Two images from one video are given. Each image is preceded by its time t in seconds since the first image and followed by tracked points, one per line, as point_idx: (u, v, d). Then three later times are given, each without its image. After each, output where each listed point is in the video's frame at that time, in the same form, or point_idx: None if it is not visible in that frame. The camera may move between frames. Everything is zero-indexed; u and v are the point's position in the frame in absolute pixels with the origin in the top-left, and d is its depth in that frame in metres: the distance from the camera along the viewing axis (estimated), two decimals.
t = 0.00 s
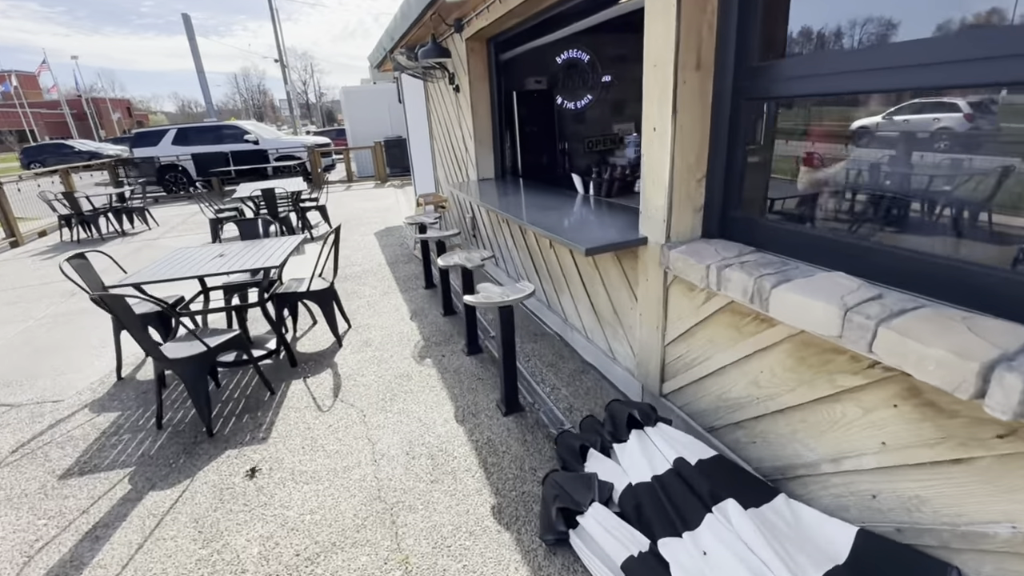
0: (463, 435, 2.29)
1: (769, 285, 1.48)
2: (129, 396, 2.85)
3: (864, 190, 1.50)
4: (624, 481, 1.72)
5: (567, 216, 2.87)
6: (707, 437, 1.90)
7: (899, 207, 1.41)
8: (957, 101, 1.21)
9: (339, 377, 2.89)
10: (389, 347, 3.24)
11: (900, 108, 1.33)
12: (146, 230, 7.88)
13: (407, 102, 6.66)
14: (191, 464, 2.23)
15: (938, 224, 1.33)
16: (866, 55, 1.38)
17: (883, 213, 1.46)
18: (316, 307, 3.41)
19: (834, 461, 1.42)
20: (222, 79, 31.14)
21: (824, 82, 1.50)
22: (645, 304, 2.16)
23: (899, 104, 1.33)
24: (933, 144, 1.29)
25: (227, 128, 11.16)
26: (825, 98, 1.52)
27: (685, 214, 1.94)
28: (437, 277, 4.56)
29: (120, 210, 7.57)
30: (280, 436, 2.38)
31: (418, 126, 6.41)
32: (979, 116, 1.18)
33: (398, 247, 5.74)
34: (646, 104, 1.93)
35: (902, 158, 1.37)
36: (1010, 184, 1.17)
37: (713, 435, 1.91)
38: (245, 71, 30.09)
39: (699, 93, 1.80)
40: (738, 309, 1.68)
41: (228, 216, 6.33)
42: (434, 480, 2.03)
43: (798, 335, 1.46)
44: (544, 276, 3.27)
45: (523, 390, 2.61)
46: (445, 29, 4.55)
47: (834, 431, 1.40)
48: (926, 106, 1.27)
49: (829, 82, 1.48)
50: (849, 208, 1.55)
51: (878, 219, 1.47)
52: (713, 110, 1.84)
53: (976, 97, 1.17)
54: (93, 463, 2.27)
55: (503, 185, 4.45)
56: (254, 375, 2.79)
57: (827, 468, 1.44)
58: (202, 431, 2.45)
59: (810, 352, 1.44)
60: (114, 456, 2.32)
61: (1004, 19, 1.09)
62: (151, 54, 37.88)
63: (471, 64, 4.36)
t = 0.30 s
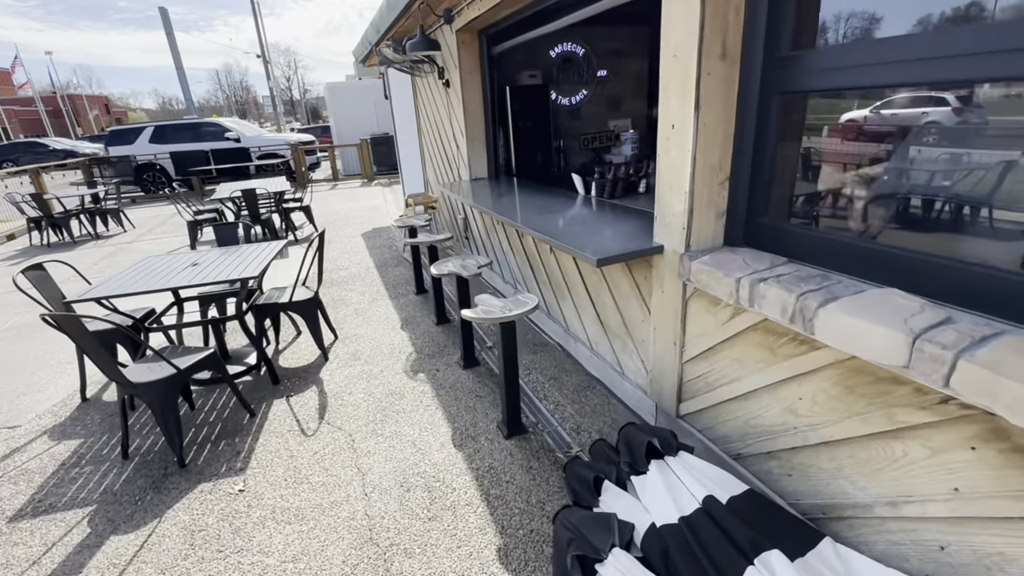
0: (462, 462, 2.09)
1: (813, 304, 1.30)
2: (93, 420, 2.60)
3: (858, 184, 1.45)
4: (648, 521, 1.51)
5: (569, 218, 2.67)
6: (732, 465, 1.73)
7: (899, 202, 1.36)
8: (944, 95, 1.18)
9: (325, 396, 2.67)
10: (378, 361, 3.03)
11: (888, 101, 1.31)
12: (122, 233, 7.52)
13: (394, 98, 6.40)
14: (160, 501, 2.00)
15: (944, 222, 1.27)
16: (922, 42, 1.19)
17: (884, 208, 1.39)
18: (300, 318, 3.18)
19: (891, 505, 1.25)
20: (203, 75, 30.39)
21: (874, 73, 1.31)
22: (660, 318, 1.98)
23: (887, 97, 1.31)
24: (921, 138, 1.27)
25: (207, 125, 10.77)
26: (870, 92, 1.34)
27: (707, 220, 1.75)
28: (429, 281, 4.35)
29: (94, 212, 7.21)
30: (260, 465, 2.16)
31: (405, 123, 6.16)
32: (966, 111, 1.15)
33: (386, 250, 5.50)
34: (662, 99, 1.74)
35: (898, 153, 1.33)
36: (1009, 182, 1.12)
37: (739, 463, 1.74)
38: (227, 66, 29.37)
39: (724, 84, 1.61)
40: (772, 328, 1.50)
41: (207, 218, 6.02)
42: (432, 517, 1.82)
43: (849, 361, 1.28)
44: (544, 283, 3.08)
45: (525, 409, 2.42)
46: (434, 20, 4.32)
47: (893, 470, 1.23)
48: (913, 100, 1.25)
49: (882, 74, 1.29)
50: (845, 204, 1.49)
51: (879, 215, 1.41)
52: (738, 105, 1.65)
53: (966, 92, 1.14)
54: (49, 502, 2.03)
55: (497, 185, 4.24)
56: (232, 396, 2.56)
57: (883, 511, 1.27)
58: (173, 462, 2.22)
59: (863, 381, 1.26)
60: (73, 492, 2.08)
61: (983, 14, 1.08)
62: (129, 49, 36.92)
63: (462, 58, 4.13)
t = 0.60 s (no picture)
0: (472, 490, 1.90)
1: (888, 321, 1.13)
2: (57, 449, 2.34)
3: (863, 178, 1.43)
4: (693, 564, 1.32)
5: (579, 218, 2.48)
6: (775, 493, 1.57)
7: (898, 194, 1.36)
8: (928, 86, 1.21)
9: (316, 415, 2.46)
10: (373, 373, 2.82)
11: (875, 94, 1.32)
12: (94, 235, 7.13)
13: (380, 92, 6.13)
14: (132, 544, 1.77)
15: (946, 219, 1.27)
16: (976, 23, 1.08)
17: (884, 202, 1.39)
18: (287, 328, 2.95)
19: (980, 550, 1.09)
20: (179, 71, 29.50)
21: (927, 58, 1.18)
22: (689, 328, 1.81)
23: (872, 90, 1.32)
24: (908, 129, 1.30)
25: (184, 122, 10.34)
26: (948, 77, 1.16)
27: (745, 223, 1.58)
28: (423, 285, 4.14)
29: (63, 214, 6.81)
30: (246, 498, 1.94)
31: (393, 119, 5.90)
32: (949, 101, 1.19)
33: (376, 252, 5.26)
34: (694, 88, 1.57)
35: (897, 146, 1.34)
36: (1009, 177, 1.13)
37: (782, 490, 1.58)
38: (204, 61, 28.55)
39: (769, 74, 1.44)
40: (828, 345, 1.33)
41: (184, 220, 5.71)
42: (442, 557, 1.63)
43: (931, 385, 1.11)
44: (549, 287, 2.90)
45: (537, 426, 2.24)
46: (425, 8, 4.09)
47: (985, 512, 1.07)
48: (899, 92, 1.27)
49: (969, 54, 1.10)
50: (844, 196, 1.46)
51: (883, 211, 1.39)
52: (782, 97, 1.48)
53: (948, 84, 1.18)
54: (3, 548, 1.79)
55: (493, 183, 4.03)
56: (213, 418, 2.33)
57: (968, 556, 1.11)
58: (148, 496, 1.99)
59: (948, 410, 1.10)
60: (32, 535, 1.84)
61: (959, 7, 1.11)
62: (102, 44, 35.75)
63: (455, 49, 3.90)
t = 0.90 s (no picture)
0: (479, 525, 1.72)
1: (976, 346, 0.97)
2: (10, 485, 2.09)
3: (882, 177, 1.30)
4: None
5: (586, 218, 2.29)
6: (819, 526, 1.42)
7: (894, 192, 1.30)
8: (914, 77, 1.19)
9: (303, 438, 2.25)
10: (363, 389, 2.61)
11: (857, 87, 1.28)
12: (60, 239, 6.72)
13: (363, 85, 5.86)
14: None
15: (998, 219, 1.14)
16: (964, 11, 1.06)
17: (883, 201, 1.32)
18: (269, 342, 2.73)
19: None
20: (152, 65, 28.52)
21: (920, 48, 1.14)
22: (716, 342, 1.65)
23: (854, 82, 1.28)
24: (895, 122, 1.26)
25: (156, 118, 9.89)
26: None
27: (783, 227, 1.42)
28: (413, 290, 3.93)
29: (26, 217, 6.40)
30: (225, 541, 1.73)
31: (377, 113, 5.64)
32: (933, 93, 1.18)
33: (362, 254, 5.03)
34: (727, 78, 1.40)
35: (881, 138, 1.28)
36: (1003, 171, 1.15)
37: (827, 523, 1.43)
38: (177, 55, 27.65)
39: (815, 61, 1.27)
40: (888, 367, 1.18)
41: (156, 222, 5.39)
42: None
43: None
44: (551, 293, 2.73)
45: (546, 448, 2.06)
46: None
47: None
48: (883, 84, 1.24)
49: None
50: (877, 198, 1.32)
51: (936, 212, 1.25)
52: (827, 87, 1.32)
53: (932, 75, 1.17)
54: None
55: (486, 181, 3.83)
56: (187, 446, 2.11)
57: None
58: (112, 541, 1.76)
59: None
60: None
61: None
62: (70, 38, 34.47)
63: (445, 39, 3.67)
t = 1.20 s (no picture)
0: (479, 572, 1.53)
1: None
2: None
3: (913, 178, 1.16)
4: None
5: (588, 221, 2.10)
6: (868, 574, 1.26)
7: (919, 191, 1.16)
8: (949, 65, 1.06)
9: (279, 469, 2.04)
10: (346, 410, 2.40)
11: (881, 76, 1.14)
12: (20, 244, 6.32)
13: (342, 80, 5.58)
14: None
15: None
16: None
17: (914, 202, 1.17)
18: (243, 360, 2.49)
19: None
20: (122, 60, 27.53)
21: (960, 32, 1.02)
22: (742, 362, 1.47)
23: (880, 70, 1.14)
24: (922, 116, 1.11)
25: (124, 115, 9.43)
26: None
27: (823, 236, 1.24)
28: (399, 296, 3.71)
29: None
30: None
31: (358, 109, 5.37)
32: (968, 85, 1.05)
33: (344, 257, 4.78)
34: (759, 67, 1.21)
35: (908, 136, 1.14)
36: (997, 167, 1.07)
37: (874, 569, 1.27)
38: (148, 49, 26.71)
39: (864, 46, 1.10)
40: (958, 401, 1.02)
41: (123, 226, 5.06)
42: None
43: None
44: (550, 301, 2.54)
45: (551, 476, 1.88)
46: None
47: None
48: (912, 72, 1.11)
49: None
50: (924, 203, 1.16)
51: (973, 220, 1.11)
52: (875, 78, 1.15)
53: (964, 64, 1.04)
54: None
55: (475, 180, 3.62)
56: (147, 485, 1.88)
57: None
58: None
59: None
60: None
61: None
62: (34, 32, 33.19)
63: (428, 30, 3.44)
